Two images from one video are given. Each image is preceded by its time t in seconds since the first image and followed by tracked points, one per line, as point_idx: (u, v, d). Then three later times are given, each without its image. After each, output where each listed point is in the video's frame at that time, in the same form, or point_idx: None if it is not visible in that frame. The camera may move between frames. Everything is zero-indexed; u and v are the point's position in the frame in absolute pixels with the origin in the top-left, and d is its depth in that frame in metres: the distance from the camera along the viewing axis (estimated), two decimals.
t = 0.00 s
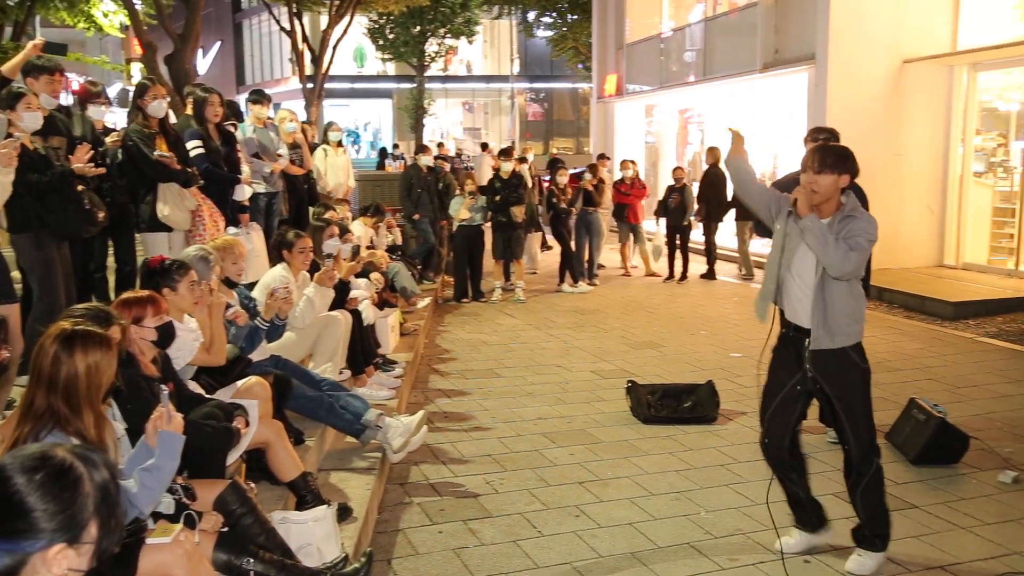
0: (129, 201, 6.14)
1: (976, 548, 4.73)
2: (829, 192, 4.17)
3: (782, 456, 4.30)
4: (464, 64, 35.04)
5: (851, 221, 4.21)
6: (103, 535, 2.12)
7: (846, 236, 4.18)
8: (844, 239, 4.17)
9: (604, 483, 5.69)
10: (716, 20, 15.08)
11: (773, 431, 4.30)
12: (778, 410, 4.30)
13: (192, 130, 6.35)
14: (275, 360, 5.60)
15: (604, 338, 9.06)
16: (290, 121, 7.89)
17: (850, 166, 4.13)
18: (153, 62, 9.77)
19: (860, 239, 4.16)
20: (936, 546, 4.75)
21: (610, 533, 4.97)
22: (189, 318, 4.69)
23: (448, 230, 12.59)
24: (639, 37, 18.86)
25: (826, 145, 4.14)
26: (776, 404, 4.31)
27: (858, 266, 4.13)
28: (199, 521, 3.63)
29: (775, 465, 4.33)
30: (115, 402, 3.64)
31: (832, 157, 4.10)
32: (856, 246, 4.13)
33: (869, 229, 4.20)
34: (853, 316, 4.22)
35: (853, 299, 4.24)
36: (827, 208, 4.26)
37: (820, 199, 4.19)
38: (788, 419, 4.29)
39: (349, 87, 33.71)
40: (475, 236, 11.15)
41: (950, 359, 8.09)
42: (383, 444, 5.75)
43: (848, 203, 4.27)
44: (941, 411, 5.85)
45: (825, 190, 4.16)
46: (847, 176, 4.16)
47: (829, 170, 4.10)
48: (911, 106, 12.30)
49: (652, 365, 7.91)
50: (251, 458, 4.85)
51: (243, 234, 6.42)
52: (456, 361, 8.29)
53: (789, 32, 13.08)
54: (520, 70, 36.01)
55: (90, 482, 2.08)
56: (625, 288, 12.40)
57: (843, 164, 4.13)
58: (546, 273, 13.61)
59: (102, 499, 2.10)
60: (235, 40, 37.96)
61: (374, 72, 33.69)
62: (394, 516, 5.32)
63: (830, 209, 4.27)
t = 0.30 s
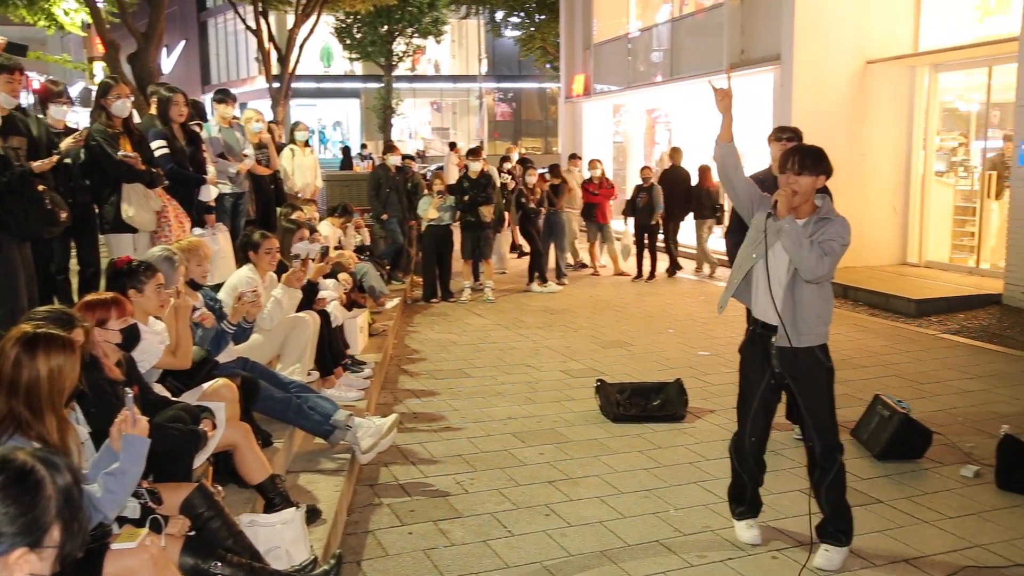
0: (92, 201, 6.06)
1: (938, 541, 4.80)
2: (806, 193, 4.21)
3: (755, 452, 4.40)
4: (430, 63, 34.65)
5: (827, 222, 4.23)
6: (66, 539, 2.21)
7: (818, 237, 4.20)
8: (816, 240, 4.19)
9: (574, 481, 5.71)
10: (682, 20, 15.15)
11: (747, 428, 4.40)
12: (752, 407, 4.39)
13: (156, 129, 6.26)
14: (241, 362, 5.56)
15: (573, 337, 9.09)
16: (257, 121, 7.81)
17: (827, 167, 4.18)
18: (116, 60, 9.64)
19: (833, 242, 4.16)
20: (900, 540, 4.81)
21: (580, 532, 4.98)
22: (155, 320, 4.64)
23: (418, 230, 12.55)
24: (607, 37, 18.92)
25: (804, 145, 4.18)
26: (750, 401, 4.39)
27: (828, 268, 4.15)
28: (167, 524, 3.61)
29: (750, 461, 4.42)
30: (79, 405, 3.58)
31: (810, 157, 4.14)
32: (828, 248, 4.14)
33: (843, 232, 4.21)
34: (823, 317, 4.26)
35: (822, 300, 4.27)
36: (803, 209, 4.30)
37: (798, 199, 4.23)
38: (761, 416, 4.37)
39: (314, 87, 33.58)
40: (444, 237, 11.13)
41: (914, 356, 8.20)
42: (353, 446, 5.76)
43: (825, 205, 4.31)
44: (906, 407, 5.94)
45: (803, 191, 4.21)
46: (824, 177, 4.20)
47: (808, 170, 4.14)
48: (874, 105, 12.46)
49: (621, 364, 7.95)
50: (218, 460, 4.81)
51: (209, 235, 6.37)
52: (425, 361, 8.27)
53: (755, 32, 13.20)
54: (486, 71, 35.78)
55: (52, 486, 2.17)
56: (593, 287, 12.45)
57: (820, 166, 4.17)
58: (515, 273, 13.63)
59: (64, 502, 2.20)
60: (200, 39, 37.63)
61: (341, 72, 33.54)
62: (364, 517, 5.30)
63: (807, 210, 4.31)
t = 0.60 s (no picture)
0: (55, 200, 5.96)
1: (903, 534, 4.87)
2: (778, 201, 4.17)
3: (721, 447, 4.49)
4: (401, 62, 34.80)
5: (799, 230, 4.22)
6: (27, 538, 2.26)
7: (791, 247, 4.19)
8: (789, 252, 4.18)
9: (545, 479, 5.72)
10: (651, 19, 15.21)
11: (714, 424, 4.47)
12: (717, 404, 4.44)
13: (120, 128, 6.17)
14: (209, 362, 5.51)
15: (543, 336, 9.11)
16: (223, 119, 7.70)
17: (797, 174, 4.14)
18: (79, 58, 9.50)
19: (806, 253, 4.16)
20: (867, 534, 4.87)
21: (551, 530, 5.00)
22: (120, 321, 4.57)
23: (388, 229, 12.50)
24: (575, 36, 18.94)
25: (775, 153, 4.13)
26: (716, 397, 4.45)
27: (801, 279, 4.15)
28: (134, 527, 3.55)
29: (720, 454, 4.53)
30: (42, 408, 3.50)
31: (780, 166, 4.09)
32: (801, 260, 4.14)
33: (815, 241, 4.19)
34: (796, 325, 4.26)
35: (796, 308, 4.27)
36: (775, 215, 4.27)
37: (769, 207, 4.21)
38: (727, 413, 4.43)
39: (280, 86, 33.42)
40: (414, 235, 11.08)
41: (880, 352, 8.30)
42: (323, 445, 5.73)
43: (795, 211, 4.28)
44: (871, 402, 6.02)
45: (774, 199, 4.17)
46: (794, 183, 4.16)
47: (780, 179, 4.10)
48: (840, 104, 12.60)
49: (591, 362, 7.98)
50: (185, 462, 4.75)
51: (175, 235, 6.29)
52: (396, 360, 8.25)
53: (722, 32, 13.30)
54: (456, 69, 35.66)
55: (13, 486, 2.22)
56: (563, 285, 12.47)
57: (790, 173, 4.12)
58: (485, 271, 13.62)
59: (25, 502, 2.25)
60: (164, 36, 37.21)
61: (309, 70, 33.34)
62: (334, 517, 5.27)
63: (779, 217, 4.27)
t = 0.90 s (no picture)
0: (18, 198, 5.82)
1: (870, 525, 4.93)
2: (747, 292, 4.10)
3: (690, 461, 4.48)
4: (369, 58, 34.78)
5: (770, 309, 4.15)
6: None
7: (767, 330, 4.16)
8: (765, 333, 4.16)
9: (516, 476, 5.73)
10: (620, 16, 15.25)
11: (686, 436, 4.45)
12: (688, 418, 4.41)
13: (84, 125, 6.11)
14: (178, 362, 5.45)
15: (514, 332, 9.12)
16: (189, 115, 7.61)
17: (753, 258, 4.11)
18: (41, 53, 9.34)
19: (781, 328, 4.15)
20: (834, 526, 4.92)
21: (523, 526, 5.01)
22: (85, 321, 4.51)
23: (358, 226, 12.43)
24: (545, 33, 18.96)
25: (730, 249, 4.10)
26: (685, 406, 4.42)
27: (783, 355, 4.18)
28: (100, 529, 3.51)
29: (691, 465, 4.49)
30: (5, 410, 3.42)
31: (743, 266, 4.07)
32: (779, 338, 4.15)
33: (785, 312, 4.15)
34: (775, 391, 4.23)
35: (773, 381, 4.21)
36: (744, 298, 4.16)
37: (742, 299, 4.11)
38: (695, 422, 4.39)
39: (247, 82, 33.10)
40: (384, 233, 11.06)
41: (847, 346, 8.40)
42: (293, 443, 5.67)
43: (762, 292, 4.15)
44: (839, 396, 6.08)
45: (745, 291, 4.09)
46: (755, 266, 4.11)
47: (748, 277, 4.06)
48: (806, 101, 12.73)
49: (561, 358, 7.99)
50: (153, 462, 4.70)
51: (141, 233, 6.22)
52: (366, 358, 8.21)
53: (691, 29, 13.37)
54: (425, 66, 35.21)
55: None
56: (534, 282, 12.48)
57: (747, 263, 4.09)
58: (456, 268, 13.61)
59: None
60: (129, 31, 36.76)
61: (277, 66, 33.10)
62: (305, 516, 5.24)
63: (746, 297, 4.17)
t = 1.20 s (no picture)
0: None
1: (838, 518, 4.98)
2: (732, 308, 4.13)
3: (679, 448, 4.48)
4: (340, 55, 34.38)
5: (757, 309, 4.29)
6: None
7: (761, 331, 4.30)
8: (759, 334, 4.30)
9: (488, 473, 5.73)
10: (590, 13, 15.28)
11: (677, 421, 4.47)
12: (682, 406, 4.46)
13: (48, 121, 6.06)
14: (145, 361, 5.40)
15: (486, 329, 9.11)
16: (155, 112, 7.57)
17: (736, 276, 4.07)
18: (3, 48, 9.18)
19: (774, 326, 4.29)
20: (803, 519, 4.97)
21: (494, 523, 5.01)
22: (50, 321, 4.44)
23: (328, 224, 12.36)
24: (516, 30, 18.98)
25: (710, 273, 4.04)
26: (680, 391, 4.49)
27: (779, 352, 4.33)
28: (66, 531, 3.45)
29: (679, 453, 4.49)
30: None
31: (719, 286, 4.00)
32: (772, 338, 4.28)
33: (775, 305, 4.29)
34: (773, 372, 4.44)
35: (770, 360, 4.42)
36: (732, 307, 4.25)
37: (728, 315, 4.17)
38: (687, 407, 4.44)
39: (214, 78, 32.76)
40: (354, 230, 11.05)
41: (815, 341, 8.48)
42: (263, 442, 5.66)
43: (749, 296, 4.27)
44: (807, 391, 6.14)
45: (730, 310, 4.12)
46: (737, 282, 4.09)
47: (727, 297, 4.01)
48: (775, 99, 12.83)
49: (533, 355, 8.00)
50: (121, 463, 4.65)
51: (108, 231, 6.17)
52: (337, 356, 8.17)
53: (660, 26, 13.43)
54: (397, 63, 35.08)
55: None
56: (505, 280, 12.47)
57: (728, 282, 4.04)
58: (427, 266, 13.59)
59: None
60: (94, 26, 36.29)
61: (246, 62, 32.86)
62: (275, 516, 5.21)
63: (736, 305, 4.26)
